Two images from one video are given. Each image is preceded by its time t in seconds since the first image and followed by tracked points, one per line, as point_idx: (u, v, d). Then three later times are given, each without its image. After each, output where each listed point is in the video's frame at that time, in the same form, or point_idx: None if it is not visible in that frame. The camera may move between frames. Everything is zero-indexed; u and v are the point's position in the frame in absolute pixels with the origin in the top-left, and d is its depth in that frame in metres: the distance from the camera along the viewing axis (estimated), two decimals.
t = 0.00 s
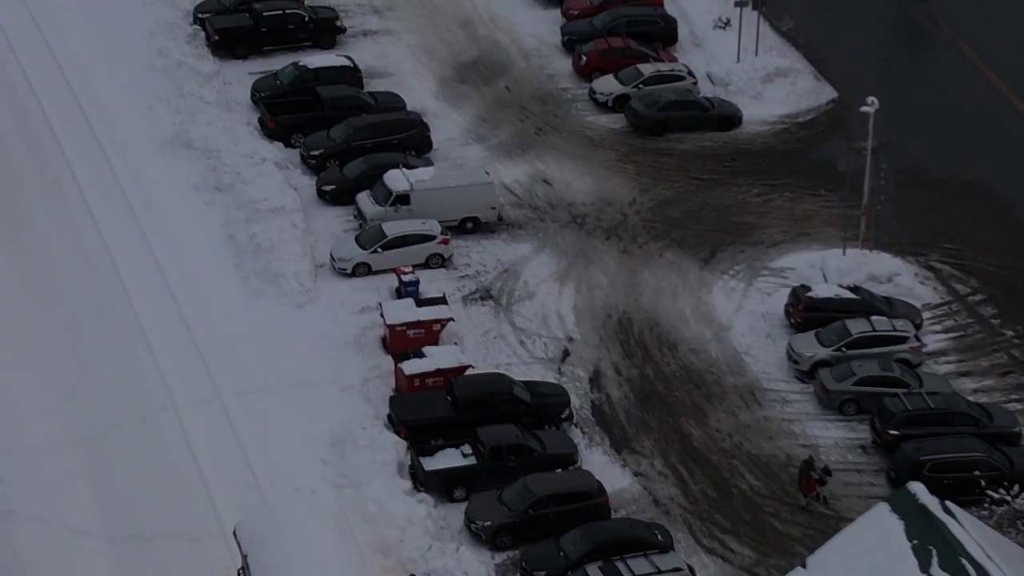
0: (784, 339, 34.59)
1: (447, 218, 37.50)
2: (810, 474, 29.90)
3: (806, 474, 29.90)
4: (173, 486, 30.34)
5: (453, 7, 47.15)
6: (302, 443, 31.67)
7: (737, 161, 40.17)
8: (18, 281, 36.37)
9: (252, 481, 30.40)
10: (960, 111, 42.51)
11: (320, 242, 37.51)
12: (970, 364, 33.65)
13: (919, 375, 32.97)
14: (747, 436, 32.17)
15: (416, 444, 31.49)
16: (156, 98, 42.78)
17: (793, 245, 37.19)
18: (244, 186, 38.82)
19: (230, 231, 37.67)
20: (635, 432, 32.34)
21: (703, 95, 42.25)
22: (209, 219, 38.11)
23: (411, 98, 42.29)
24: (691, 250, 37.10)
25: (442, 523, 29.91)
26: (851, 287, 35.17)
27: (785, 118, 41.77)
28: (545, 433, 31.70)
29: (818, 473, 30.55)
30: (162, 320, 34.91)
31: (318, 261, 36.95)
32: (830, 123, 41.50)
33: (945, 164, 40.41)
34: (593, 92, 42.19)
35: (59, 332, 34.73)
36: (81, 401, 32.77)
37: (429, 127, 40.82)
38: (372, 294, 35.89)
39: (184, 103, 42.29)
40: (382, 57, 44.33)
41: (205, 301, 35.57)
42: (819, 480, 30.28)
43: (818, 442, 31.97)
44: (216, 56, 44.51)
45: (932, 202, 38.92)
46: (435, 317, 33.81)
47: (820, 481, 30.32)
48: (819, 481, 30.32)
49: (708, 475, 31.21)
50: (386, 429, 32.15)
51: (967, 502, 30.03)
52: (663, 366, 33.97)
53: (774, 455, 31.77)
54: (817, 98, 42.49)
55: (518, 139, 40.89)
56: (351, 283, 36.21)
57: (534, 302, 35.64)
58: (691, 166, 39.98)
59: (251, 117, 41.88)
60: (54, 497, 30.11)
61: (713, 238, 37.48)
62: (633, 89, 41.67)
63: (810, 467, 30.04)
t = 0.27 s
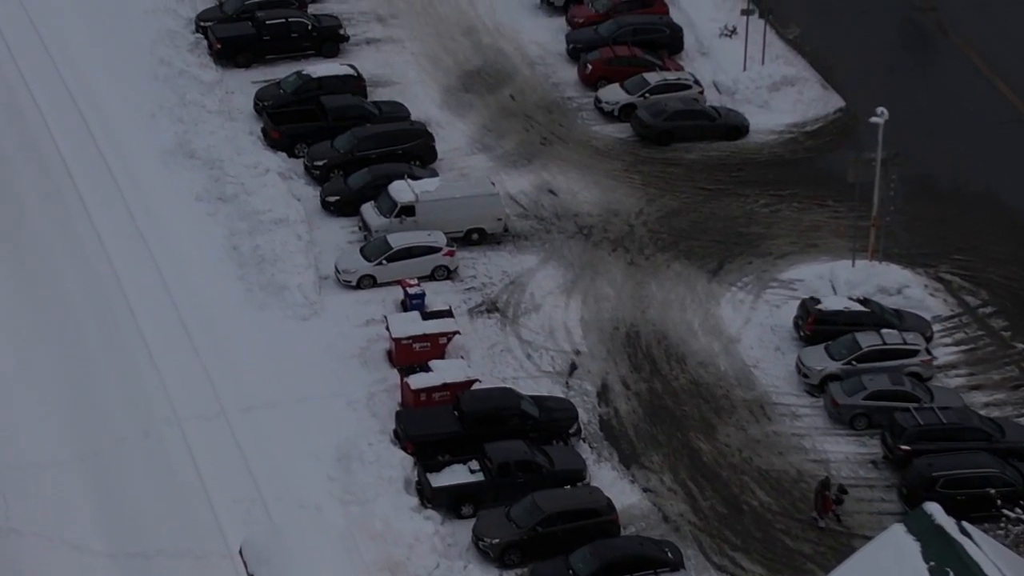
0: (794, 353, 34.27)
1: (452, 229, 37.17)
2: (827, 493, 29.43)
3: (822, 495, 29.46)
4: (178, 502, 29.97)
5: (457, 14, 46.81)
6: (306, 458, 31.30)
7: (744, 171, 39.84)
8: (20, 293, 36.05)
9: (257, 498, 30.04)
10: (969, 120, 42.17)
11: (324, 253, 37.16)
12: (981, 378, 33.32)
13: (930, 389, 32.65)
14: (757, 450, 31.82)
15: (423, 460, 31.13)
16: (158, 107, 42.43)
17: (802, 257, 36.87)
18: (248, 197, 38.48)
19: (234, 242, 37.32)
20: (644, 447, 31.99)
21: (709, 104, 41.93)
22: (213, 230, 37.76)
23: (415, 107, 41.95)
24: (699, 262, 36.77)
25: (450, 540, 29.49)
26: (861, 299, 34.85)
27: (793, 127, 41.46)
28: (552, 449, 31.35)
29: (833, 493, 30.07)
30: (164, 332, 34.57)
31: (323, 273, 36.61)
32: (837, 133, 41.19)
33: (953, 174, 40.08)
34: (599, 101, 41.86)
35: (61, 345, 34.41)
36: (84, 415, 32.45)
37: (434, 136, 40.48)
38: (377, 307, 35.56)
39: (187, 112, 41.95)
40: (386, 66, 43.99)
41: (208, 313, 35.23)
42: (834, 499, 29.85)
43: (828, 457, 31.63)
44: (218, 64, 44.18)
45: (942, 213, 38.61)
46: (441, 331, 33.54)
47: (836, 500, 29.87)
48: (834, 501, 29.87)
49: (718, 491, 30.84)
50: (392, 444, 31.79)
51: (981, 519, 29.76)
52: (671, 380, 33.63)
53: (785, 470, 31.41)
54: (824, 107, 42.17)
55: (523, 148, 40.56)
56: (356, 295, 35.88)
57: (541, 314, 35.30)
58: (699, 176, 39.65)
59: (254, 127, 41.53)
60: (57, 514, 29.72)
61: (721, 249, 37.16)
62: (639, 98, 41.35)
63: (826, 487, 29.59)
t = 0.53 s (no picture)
0: (803, 366, 33.97)
1: (458, 240, 36.86)
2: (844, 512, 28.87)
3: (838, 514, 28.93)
4: (182, 519, 29.63)
5: (461, 22, 46.49)
6: (311, 472, 31.00)
7: (752, 181, 39.54)
8: (21, 305, 35.80)
9: (263, 515, 29.70)
10: (978, 129, 41.86)
11: (328, 265, 36.85)
12: (993, 391, 32.99)
13: (942, 403, 32.32)
14: (767, 466, 31.49)
15: (430, 476, 30.79)
16: (161, 116, 42.13)
17: (811, 268, 36.58)
18: (252, 208, 38.18)
19: (238, 254, 37.01)
20: (653, 462, 31.67)
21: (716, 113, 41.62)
22: (217, 242, 37.46)
23: (419, 116, 41.64)
24: (708, 273, 36.47)
25: (458, 557, 29.09)
26: (870, 312, 34.55)
27: (800, 136, 41.17)
28: (561, 464, 30.99)
29: (849, 511, 29.48)
30: (167, 344, 34.32)
31: (327, 285, 36.30)
32: (845, 142, 40.88)
33: (963, 184, 39.76)
34: (605, 110, 41.54)
35: (63, 357, 34.17)
36: (86, 428, 32.19)
37: (439, 146, 40.16)
38: (382, 319, 35.24)
39: (190, 121, 41.65)
40: (390, 74, 43.66)
41: (212, 326, 34.93)
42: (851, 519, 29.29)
43: (839, 473, 31.30)
44: (220, 73, 43.87)
45: (951, 224, 38.30)
46: (447, 344, 33.23)
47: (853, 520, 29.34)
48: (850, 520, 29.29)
49: (728, 507, 30.48)
50: (398, 459, 31.45)
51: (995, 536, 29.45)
52: (680, 394, 33.32)
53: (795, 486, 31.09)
54: (832, 116, 41.86)
55: (529, 158, 40.25)
56: (361, 308, 35.57)
57: (548, 327, 34.99)
58: (706, 186, 39.34)
59: (258, 136, 41.23)
60: (60, 531, 29.37)
61: (729, 261, 36.85)
62: (645, 107, 41.04)
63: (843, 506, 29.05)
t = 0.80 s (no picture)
0: (813, 379, 33.66)
1: (464, 251, 36.54)
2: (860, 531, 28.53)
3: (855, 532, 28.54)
4: (186, 533, 29.22)
5: (466, 29, 46.19)
6: (317, 486, 30.70)
7: (760, 191, 39.24)
8: (23, 315, 35.48)
9: (268, 530, 29.32)
10: (987, 139, 41.57)
11: (333, 277, 36.53)
12: (1005, 405, 32.66)
13: (954, 418, 31.98)
14: (777, 481, 31.14)
15: (438, 492, 30.40)
16: (163, 125, 41.82)
17: (820, 279, 36.30)
18: (256, 219, 37.85)
19: (242, 266, 36.70)
20: (662, 477, 31.32)
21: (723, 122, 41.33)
22: (220, 254, 37.14)
23: (424, 125, 41.33)
24: (716, 285, 36.17)
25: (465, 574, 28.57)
26: (881, 324, 34.24)
27: (808, 145, 40.88)
28: (569, 480, 30.59)
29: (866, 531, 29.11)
30: (171, 356, 34.04)
31: (333, 297, 35.97)
32: (853, 151, 40.59)
33: (972, 194, 39.48)
34: (611, 119, 41.24)
35: (66, 367, 33.87)
36: (89, 440, 31.88)
37: (444, 156, 39.85)
38: (388, 332, 34.92)
39: (193, 131, 41.33)
40: (394, 82, 43.35)
41: (217, 339, 34.61)
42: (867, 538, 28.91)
43: (850, 488, 30.95)
44: (223, 81, 43.56)
45: (961, 235, 38.03)
46: (454, 357, 32.90)
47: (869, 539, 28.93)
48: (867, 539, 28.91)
49: (739, 522, 30.08)
50: (405, 475, 31.07)
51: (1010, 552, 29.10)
52: (689, 408, 33.02)
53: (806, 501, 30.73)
54: (839, 125, 41.57)
55: (535, 168, 39.94)
56: (367, 320, 35.25)
57: (555, 339, 34.67)
58: (714, 196, 39.02)
59: (261, 146, 40.92)
60: (62, 544, 28.94)
61: (737, 272, 36.55)
62: (652, 116, 40.74)
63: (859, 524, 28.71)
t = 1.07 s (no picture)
0: (823, 393, 33.35)
1: (470, 264, 36.21)
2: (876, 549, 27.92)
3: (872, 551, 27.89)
4: (189, 548, 28.81)
5: (470, 37, 45.87)
6: (321, 499, 30.37)
7: (767, 201, 38.93)
8: (23, 326, 35.20)
9: (273, 546, 28.94)
10: (997, 148, 41.26)
11: (338, 289, 36.19)
12: (1018, 419, 32.31)
13: (966, 433, 31.62)
14: (787, 497, 30.79)
15: (445, 509, 30.00)
16: (166, 135, 41.49)
17: (829, 291, 36.00)
18: (260, 230, 37.53)
19: (246, 278, 36.36)
20: (671, 493, 30.98)
21: (730, 132, 41.01)
22: (224, 266, 36.80)
23: (428, 135, 41.02)
24: (725, 297, 35.86)
25: None
26: (891, 337, 33.92)
27: (815, 155, 40.58)
28: (578, 496, 30.21)
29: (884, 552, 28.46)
30: (173, 366, 33.75)
31: (337, 310, 35.65)
32: (861, 161, 40.28)
33: (981, 204, 39.16)
34: (617, 129, 40.92)
35: (67, 379, 33.58)
36: (91, 451, 31.59)
37: (449, 166, 39.53)
38: (393, 345, 34.58)
39: (196, 140, 41.01)
40: (399, 91, 43.03)
41: (220, 353, 34.24)
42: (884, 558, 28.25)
43: (861, 504, 30.60)
44: (226, 90, 43.24)
45: (971, 246, 37.71)
46: (460, 371, 32.54)
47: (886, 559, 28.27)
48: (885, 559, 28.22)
49: (750, 539, 29.70)
50: (412, 491, 30.68)
51: None
52: (698, 422, 32.70)
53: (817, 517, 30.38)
54: (847, 134, 41.26)
55: (540, 178, 39.62)
56: (372, 333, 34.93)
57: (562, 353, 34.35)
58: (721, 207, 38.69)
59: (265, 156, 40.61)
60: (64, 560, 28.55)
61: (746, 284, 36.24)
62: (658, 125, 40.43)
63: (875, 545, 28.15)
